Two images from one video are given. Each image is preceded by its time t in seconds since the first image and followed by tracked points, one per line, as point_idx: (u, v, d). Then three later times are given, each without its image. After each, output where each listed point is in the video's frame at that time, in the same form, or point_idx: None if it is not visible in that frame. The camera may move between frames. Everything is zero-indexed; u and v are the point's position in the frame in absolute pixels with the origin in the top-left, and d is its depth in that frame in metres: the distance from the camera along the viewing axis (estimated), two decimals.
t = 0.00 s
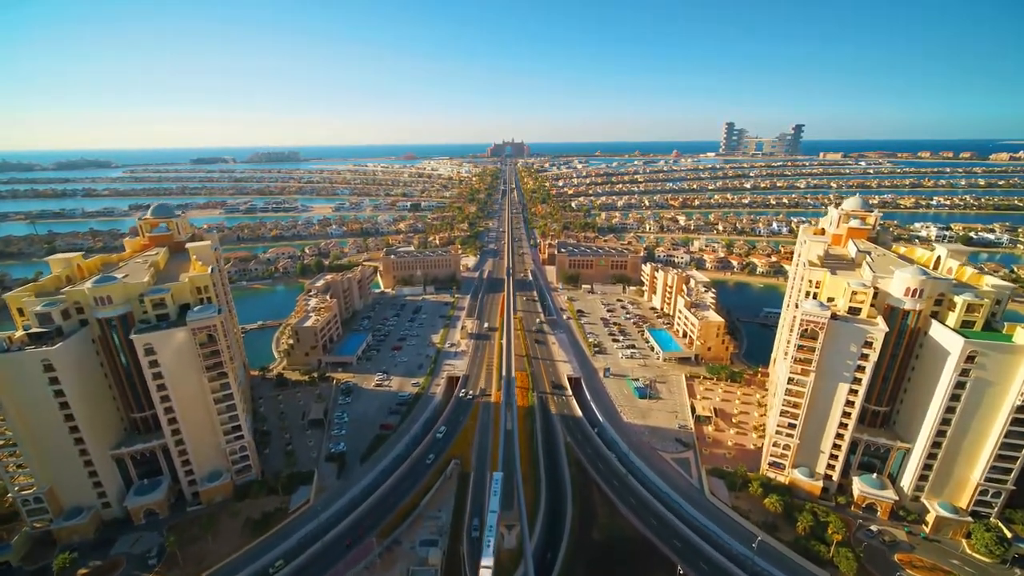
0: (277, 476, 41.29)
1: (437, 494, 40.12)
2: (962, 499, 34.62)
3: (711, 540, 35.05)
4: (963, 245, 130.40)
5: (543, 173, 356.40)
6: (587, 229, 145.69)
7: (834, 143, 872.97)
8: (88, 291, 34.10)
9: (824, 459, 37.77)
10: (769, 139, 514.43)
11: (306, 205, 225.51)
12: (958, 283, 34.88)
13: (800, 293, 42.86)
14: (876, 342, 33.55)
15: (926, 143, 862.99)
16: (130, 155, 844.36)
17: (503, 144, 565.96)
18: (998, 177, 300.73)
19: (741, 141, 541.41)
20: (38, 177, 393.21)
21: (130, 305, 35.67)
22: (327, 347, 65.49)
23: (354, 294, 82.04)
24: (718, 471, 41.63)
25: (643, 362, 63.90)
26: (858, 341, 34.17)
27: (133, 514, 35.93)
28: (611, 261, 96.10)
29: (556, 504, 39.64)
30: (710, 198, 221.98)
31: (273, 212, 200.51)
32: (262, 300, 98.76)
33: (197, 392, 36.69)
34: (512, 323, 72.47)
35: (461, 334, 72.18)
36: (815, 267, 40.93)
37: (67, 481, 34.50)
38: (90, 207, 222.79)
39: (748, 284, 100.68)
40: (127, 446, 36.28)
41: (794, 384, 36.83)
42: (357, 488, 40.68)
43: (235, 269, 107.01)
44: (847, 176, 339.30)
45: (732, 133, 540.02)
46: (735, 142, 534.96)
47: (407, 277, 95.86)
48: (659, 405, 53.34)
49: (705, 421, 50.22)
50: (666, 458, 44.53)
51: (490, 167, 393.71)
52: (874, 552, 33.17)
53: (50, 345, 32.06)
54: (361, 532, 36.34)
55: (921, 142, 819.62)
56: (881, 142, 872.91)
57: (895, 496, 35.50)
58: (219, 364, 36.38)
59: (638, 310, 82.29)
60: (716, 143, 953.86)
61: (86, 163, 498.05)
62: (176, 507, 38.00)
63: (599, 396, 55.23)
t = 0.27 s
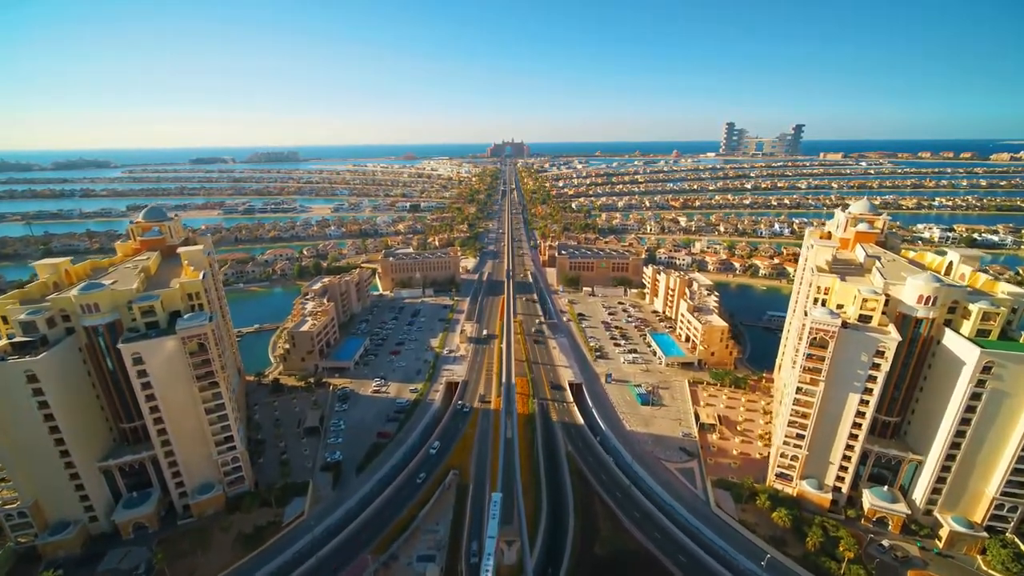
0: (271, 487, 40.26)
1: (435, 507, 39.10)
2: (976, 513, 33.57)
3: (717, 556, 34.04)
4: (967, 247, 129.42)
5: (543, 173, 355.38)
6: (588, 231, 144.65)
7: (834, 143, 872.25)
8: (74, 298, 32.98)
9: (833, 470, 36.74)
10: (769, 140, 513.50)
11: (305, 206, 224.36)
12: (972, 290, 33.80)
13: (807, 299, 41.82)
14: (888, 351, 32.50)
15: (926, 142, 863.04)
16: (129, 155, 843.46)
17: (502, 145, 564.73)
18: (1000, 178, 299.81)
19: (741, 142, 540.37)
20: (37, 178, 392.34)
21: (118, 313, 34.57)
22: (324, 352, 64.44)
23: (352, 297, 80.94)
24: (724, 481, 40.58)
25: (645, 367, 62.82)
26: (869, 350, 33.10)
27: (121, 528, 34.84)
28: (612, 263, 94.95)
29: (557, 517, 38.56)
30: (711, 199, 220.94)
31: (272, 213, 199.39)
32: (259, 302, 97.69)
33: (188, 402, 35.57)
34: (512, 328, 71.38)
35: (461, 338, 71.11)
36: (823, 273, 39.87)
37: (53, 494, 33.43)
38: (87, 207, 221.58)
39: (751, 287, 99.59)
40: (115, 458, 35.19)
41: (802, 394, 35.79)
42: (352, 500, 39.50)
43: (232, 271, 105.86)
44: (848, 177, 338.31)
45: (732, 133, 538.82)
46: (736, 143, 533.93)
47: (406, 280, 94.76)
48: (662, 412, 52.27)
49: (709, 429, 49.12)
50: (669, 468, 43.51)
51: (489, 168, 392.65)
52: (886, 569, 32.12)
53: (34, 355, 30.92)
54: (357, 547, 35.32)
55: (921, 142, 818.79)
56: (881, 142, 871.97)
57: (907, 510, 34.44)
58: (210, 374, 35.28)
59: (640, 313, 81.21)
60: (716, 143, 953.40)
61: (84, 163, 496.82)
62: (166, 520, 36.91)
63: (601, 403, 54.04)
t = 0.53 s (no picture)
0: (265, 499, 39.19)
1: (433, 519, 38.13)
2: (992, 528, 32.48)
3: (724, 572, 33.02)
4: (970, 249, 128.50)
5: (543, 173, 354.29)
6: (588, 232, 143.65)
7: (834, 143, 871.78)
8: (59, 306, 31.87)
9: (843, 483, 35.66)
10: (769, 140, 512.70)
11: (304, 206, 223.13)
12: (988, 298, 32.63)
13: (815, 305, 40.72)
14: (901, 362, 31.40)
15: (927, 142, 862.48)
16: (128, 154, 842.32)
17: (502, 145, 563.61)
18: (1001, 179, 299.06)
19: (741, 142, 539.38)
20: (36, 178, 390.95)
21: (105, 321, 33.49)
22: (320, 357, 63.39)
23: (350, 300, 79.90)
24: (729, 493, 39.56)
25: (648, 372, 61.77)
26: (881, 360, 32.03)
27: (109, 543, 33.82)
28: (614, 265, 93.79)
29: (559, 530, 37.51)
30: (712, 200, 219.95)
31: (271, 213, 198.27)
32: (256, 305, 96.61)
33: (178, 413, 34.50)
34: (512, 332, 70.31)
35: (460, 342, 70.05)
36: (832, 279, 38.80)
37: (38, 509, 32.37)
38: (85, 208, 220.42)
39: (753, 289, 98.57)
40: (103, 471, 34.15)
41: (811, 404, 34.76)
42: (348, 512, 38.46)
43: (229, 274, 104.71)
44: (849, 177, 337.40)
45: (733, 133, 537.71)
46: (736, 143, 532.96)
47: (405, 282, 93.65)
48: (665, 420, 51.21)
49: (714, 438, 48.06)
50: (673, 478, 42.51)
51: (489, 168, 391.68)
52: None
53: (17, 366, 29.85)
54: (352, 561, 34.33)
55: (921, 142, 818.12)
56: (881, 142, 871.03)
57: (919, 524, 33.39)
58: (200, 384, 34.18)
59: (641, 317, 80.15)
60: (716, 143, 952.63)
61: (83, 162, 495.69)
62: (155, 534, 35.87)
63: (603, 411, 52.89)
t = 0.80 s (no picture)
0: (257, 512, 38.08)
1: (431, 532, 37.21)
2: (1008, 544, 31.39)
3: None
4: (973, 251, 127.49)
5: (543, 173, 353.27)
6: (588, 233, 142.65)
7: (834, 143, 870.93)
8: (43, 314, 30.77)
9: (854, 496, 34.58)
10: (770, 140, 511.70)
11: (303, 207, 221.95)
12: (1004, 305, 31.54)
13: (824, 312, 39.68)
14: (914, 372, 30.33)
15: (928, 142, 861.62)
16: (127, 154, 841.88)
17: (502, 145, 562.65)
18: (1003, 179, 297.97)
19: (741, 142, 538.56)
20: (34, 179, 389.92)
21: (92, 330, 32.43)
22: (317, 362, 62.32)
23: (347, 303, 78.84)
24: (735, 505, 38.49)
25: (650, 378, 60.69)
26: (893, 370, 30.96)
27: (96, 559, 32.74)
28: (615, 268, 92.61)
29: (560, 543, 36.47)
30: (712, 200, 218.82)
31: (269, 214, 197.32)
32: (253, 308, 95.56)
33: (167, 424, 33.39)
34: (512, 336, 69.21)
35: (459, 347, 68.98)
36: (841, 285, 37.77)
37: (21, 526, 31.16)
38: (83, 208, 219.63)
39: (755, 292, 97.53)
40: (89, 484, 33.04)
41: (820, 415, 33.72)
42: (343, 524, 37.39)
43: (226, 276, 103.63)
44: (850, 177, 336.50)
45: (733, 133, 537.02)
46: (736, 143, 532.33)
47: (403, 285, 92.51)
48: (669, 428, 50.11)
49: (718, 446, 47.00)
50: (677, 488, 41.43)
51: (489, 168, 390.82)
52: None
53: None
54: None
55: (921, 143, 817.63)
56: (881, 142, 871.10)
57: (933, 539, 32.30)
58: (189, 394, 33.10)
59: (643, 320, 79.09)
60: (716, 143, 951.55)
61: (82, 163, 495.26)
62: (144, 549, 34.78)
63: (604, 419, 51.78)
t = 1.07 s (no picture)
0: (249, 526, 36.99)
1: (428, 548, 36.10)
2: None
3: None
4: (977, 252, 126.53)
5: (543, 173, 352.42)
6: (589, 234, 141.77)
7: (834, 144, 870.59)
8: (25, 324, 29.66)
9: (864, 510, 33.53)
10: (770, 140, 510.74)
11: (302, 208, 220.92)
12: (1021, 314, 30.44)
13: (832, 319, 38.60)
14: (928, 384, 29.26)
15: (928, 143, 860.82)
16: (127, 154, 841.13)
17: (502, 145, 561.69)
18: (1005, 179, 297.06)
19: (742, 142, 537.77)
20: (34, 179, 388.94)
21: (77, 339, 31.34)
22: (313, 368, 61.25)
23: (345, 307, 77.81)
24: (741, 518, 37.47)
25: (652, 384, 59.64)
26: (907, 382, 29.88)
27: None
28: (616, 270, 91.49)
29: (562, 557, 35.36)
30: (713, 201, 217.75)
31: (267, 215, 196.34)
32: (250, 311, 94.56)
33: (155, 437, 32.26)
34: (512, 340, 68.16)
35: (458, 352, 67.90)
36: (851, 292, 36.68)
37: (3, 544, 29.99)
38: (81, 209, 218.80)
39: (758, 294, 96.55)
40: (75, 499, 31.94)
41: (830, 427, 32.70)
42: (338, 539, 36.37)
43: (223, 279, 102.58)
44: (851, 178, 335.89)
45: (733, 133, 536.30)
46: (736, 143, 531.69)
47: (402, 288, 91.45)
48: (672, 436, 49.08)
49: (723, 456, 45.92)
50: (681, 500, 40.42)
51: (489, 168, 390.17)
52: None
53: None
54: None
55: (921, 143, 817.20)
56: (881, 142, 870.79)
57: (947, 557, 31.23)
58: (178, 406, 32.01)
59: (645, 324, 78.02)
60: (716, 143, 950.81)
61: (82, 163, 494.40)
62: (132, 564, 33.73)
63: (606, 426, 50.74)
